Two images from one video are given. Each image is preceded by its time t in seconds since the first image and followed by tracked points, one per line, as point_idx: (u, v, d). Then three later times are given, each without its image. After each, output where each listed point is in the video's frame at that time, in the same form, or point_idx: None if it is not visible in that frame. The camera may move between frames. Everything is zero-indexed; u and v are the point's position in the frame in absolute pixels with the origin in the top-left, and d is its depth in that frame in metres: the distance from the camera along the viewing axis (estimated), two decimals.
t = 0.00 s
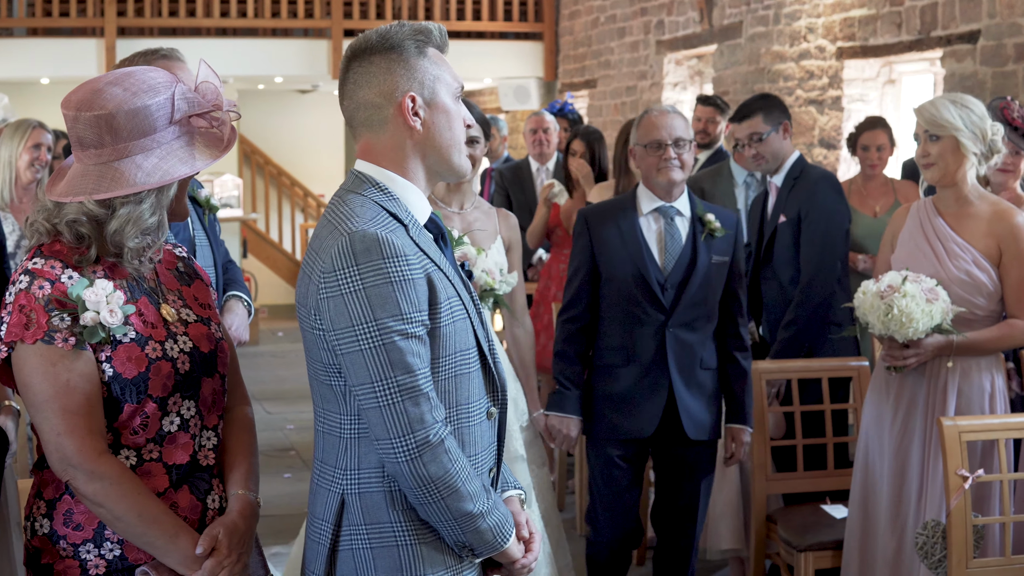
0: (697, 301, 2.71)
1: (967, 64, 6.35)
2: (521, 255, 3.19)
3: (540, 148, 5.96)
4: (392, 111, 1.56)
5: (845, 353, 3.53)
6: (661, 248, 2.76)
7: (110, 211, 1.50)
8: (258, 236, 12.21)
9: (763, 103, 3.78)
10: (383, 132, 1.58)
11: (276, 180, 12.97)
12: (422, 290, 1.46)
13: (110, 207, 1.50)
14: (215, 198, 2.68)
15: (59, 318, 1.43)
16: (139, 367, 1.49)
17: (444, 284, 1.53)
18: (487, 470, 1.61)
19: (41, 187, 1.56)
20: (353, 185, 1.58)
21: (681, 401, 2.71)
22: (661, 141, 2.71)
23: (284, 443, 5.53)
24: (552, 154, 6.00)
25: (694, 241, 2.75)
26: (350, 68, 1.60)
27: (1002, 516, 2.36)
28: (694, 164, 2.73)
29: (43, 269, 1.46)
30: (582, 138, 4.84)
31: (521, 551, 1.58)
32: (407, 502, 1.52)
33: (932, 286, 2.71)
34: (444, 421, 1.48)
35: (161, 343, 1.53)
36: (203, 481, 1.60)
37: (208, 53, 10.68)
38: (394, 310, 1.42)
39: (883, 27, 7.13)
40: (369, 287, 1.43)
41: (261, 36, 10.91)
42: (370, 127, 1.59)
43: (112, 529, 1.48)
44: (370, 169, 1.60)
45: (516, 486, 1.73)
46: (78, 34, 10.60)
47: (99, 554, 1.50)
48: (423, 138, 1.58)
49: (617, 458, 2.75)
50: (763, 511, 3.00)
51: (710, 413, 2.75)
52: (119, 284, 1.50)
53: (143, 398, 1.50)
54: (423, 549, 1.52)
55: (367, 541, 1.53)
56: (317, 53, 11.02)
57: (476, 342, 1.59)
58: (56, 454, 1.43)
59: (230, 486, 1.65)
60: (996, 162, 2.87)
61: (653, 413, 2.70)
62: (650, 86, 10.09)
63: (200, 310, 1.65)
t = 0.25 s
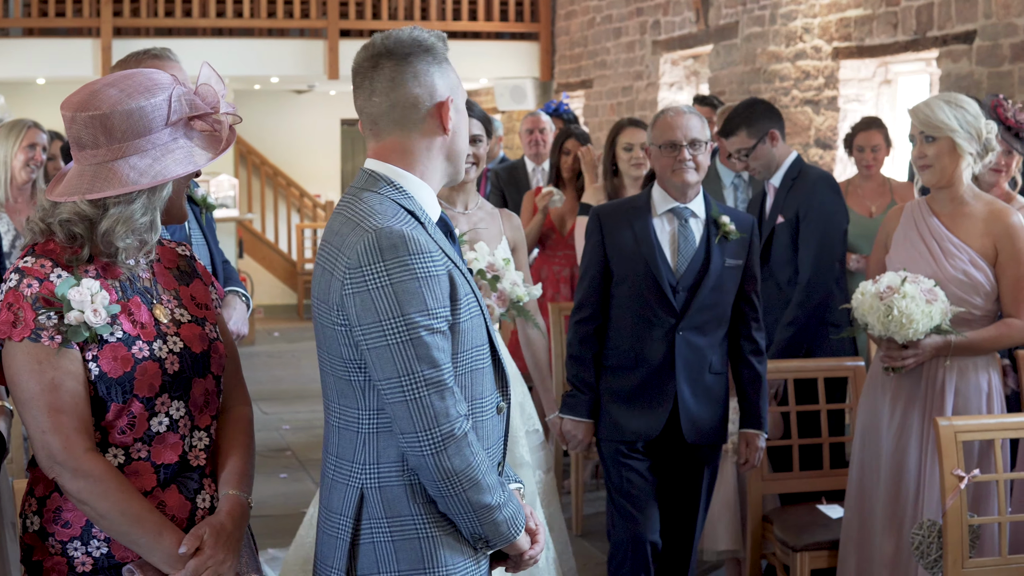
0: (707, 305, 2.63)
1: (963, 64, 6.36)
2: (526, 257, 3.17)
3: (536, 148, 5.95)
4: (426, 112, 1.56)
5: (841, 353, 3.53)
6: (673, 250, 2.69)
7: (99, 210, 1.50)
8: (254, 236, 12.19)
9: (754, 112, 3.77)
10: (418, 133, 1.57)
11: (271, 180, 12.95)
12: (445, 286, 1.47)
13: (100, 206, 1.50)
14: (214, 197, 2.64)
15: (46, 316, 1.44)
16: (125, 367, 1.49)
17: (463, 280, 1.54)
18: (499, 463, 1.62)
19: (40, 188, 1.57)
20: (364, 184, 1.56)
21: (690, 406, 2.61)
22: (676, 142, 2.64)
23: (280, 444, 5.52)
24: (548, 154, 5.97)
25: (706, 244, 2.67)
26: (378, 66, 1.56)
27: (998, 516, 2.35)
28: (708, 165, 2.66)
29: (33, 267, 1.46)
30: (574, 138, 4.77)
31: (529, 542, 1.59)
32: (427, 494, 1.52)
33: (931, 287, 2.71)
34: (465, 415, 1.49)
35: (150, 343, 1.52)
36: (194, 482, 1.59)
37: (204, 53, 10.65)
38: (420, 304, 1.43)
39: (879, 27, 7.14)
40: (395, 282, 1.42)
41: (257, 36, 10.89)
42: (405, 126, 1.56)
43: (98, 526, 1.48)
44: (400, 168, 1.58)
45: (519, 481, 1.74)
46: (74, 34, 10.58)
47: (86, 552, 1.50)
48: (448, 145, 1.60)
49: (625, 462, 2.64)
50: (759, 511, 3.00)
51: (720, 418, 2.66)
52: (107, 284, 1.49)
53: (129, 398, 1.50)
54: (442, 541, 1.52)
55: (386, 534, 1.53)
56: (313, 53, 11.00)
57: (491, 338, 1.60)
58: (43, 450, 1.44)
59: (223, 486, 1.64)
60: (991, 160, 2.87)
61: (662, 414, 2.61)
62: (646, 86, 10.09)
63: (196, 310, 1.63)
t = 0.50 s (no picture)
0: (715, 312, 2.53)
1: (959, 64, 6.36)
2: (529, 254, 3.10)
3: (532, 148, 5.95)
4: (439, 115, 1.56)
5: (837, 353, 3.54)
6: (680, 254, 2.58)
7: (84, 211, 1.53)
8: (249, 235, 12.17)
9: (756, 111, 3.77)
10: (431, 133, 1.56)
11: (267, 180, 12.94)
12: (467, 283, 1.47)
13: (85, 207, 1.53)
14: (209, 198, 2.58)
15: (30, 314, 1.49)
16: (105, 365, 1.52)
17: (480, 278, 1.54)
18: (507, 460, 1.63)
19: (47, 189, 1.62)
20: (376, 185, 1.56)
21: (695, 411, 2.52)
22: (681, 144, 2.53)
23: (276, 444, 5.51)
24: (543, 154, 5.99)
25: (713, 249, 2.57)
26: (392, 68, 1.56)
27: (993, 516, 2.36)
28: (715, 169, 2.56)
29: (21, 266, 1.51)
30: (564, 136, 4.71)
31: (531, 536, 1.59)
32: (447, 490, 1.52)
33: (930, 286, 2.72)
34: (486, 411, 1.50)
35: (133, 342, 1.54)
36: (179, 482, 1.59)
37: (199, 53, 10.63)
38: (448, 300, 1.43)
39: (874, 27, 7.15)
40: (424, 278, 1.42)
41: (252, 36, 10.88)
42: (419, 127, 1.56)
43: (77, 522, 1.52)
44: (411, 169, 1.57)
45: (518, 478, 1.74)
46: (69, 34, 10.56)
47: (68, 547, 1.54)
48: (454, 148, 1.60)
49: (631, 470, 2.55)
50: (754, 512, 3.00)
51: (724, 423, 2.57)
52: (89, 283, 1.52)
53: (110, 396, 1.53)
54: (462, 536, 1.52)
55: (406, 530, 1.52)
56: (308, 53, 10.99)
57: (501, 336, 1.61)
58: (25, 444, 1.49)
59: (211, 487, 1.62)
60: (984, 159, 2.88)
61: (669, 423, 2.53)
62: (642, 86, 10.09)
63: (193, 312, 1.63)
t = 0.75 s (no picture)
0: (721, 315, 2.51)
1: (954, 65, 6.38)
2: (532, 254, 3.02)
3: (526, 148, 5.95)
4: (439, 115, 1.56)
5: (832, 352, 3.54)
6: (683, 257, 2.56)
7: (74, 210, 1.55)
8: (244, 236, 12.15)
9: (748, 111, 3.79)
10: (429, 133, 1.56)
11: (262, 180, 12.92)
12: (472, 281, 1.47)
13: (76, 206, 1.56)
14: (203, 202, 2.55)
15: (19, 312, 1.51)
16: (90, 364, 1.54)
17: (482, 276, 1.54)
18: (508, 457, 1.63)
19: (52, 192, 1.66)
20: (376, 185, 1.55)
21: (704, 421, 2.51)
22: (680, 145, 2.51)
23: (271, 444, 5.50)
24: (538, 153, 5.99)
25: (716, 251, 2.55)
26: (393, 68, 1.55)
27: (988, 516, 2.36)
28: (714, 170, 2.54)
29: (16, 266, 1.54)
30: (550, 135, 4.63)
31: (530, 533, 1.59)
32: (451, 486, 1.51)
33: (928, 286, 2.71)
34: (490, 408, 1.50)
35: (119, 342, 1.55)
36: (167, 483, 1.60)
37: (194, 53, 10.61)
38: (455, 298, 1.43)
39: (869, 27, 7.15)
40: (431, 276, 1.42)
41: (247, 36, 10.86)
42: (418, 128, 1.55)
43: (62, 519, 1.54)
44: (411, 169, 1.56)
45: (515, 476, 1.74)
46: (63, 34, 10.53)
47: (55, 544, 1.57)
48: (453, 147, 1.60)
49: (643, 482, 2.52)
50: (749, 512, 3.00)
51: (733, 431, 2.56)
52: (77, 283, 1.54)
53: (94, 395, 1.54)
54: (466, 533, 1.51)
55: (411, 527, 1.51)
56: (303, 54, 10.98)
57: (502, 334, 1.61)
58: (15, 440, 1.52)
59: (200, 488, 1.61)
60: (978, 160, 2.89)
61: (680, 432, 2.51)
62: (637, 86, 10.09)
63: (188, 313, 1.63)
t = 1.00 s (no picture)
0: (721, 312, 2.49)
1: (950, 65, 6.38)
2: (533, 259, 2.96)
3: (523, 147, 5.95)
4: (435, 115, 1.55)
5: (828, 352, 3.54)
6: (680, 254, 2.53)
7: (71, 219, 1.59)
8: (240, 235, 12.13)
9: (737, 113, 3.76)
10: (425, 132, 1.55)
11: (258, 180, 12.91)
12: (466, 280, 1.47)
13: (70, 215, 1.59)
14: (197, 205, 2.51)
15: (16, 311, 1.54)
16: (78, 363, 1.55)
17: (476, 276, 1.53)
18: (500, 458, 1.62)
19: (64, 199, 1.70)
20: (371, 182, 1.54)
21: (709, 421, 2.46)
22: (678, 139, 2.49)
23: (267, 444, 5.50)
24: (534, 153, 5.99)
25: (713, 247, 2.54)
26: (390, 66, 1.55)
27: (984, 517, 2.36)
28: (711, 165, 2.52)
29: (20, 265, 1.58)
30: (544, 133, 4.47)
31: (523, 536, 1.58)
32: (442, 487, 1.51)
33: (923, 286, 2.71)
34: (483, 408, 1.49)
35: (109, 342, 1.56)
36: (157, 485, 1.59)
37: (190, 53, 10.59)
38: (449, 296, 1.42)
39: (865, 27, 7.16)
40: (425, 274, 1.41)
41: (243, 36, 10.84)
42: (414, 127, 1.55)
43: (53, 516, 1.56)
44: (407, 168, 1.55)
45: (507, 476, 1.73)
46: (59, 34, 10.50)
47: (47, 539, 1.59)
48: (449, 147, 1.59)
49: (643, 487, 2.49)
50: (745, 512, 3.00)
51: (738, 429, 2.52)
52: (66, 283, 1.55)
53: (85, 394, 1.56)
54: (456, 534, 1.51)
55: (401, 527, 1.50)
56: (299, 54, 10.96)
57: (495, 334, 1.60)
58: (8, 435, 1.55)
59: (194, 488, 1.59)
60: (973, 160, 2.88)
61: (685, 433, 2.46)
62: (633, 86, 10.09)
63: (188, 314, 1.62)
